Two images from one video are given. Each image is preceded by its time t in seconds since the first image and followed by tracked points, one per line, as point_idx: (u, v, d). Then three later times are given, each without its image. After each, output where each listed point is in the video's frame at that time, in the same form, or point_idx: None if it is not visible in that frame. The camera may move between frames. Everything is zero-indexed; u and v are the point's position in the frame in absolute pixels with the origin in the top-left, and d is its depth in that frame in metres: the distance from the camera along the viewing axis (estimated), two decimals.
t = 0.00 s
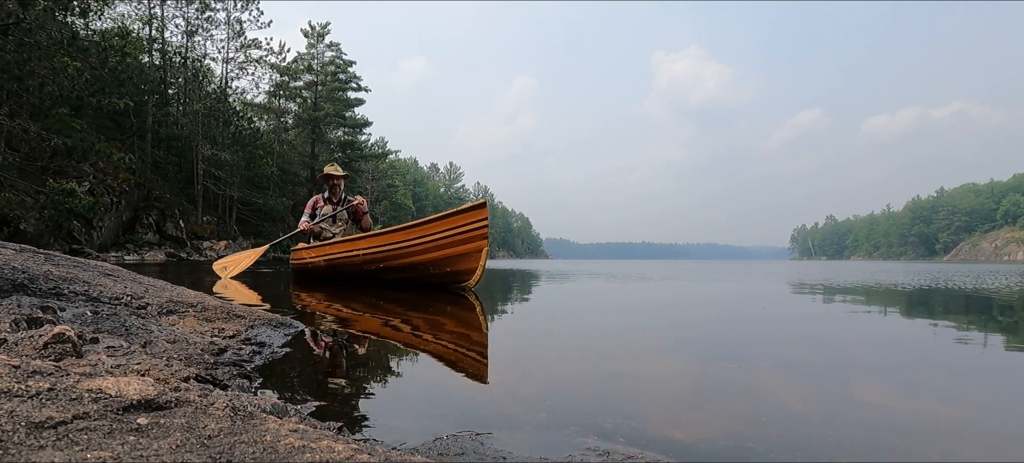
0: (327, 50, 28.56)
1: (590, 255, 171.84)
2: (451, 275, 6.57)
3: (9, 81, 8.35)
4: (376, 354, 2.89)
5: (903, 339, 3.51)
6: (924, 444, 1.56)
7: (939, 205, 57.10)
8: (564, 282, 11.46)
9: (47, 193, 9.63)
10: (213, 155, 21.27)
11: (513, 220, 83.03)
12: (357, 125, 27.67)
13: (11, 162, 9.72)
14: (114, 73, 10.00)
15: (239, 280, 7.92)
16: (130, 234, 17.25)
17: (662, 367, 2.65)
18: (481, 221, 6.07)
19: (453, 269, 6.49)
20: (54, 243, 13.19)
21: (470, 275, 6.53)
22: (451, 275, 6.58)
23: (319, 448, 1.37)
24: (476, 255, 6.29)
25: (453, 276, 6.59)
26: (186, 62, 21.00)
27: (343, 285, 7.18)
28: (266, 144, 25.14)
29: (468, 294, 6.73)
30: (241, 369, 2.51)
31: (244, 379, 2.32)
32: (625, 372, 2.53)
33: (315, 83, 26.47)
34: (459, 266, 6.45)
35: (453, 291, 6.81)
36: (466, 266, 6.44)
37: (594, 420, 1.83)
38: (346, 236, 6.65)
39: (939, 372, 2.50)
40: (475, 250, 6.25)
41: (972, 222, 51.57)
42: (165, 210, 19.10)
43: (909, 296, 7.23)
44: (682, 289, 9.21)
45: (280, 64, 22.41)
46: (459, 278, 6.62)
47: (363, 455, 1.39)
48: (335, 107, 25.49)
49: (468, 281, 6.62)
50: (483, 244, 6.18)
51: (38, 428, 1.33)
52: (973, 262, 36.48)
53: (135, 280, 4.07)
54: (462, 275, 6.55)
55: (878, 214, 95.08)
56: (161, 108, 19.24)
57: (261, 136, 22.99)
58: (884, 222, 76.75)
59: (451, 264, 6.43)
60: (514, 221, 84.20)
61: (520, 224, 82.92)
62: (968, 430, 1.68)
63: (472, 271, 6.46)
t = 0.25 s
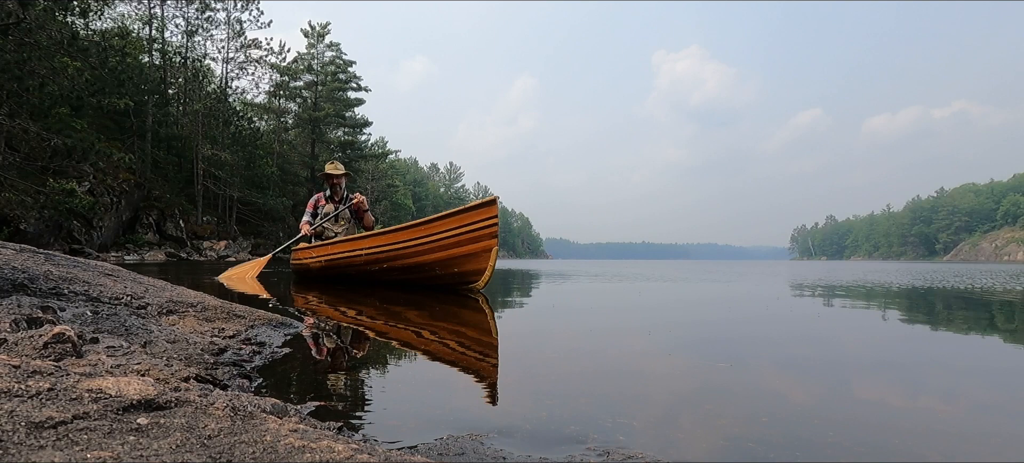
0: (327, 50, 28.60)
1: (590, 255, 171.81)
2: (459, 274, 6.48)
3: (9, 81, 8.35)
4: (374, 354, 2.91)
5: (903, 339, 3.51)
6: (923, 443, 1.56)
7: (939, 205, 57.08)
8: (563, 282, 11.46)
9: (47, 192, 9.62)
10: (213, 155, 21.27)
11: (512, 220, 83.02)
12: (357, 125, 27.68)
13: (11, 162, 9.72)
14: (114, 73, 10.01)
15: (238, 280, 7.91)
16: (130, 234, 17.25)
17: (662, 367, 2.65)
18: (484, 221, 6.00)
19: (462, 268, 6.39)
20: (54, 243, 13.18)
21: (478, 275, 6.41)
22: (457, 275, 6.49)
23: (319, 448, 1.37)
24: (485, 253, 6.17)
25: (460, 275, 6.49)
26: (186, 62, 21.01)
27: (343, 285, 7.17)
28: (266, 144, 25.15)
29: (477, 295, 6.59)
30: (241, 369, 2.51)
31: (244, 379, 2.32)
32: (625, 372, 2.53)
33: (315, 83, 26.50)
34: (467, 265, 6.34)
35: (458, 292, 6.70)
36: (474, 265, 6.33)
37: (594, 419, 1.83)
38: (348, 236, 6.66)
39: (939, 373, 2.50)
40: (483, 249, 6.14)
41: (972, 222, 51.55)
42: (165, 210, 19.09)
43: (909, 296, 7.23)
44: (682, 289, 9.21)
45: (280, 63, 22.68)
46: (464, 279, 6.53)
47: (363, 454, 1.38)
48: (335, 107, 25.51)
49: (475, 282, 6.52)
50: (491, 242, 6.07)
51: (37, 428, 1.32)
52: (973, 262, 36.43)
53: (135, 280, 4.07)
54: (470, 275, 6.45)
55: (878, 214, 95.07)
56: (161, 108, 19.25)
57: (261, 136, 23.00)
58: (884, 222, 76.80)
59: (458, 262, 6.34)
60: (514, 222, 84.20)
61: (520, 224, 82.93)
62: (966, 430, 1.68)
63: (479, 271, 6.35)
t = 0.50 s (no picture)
0: (327, 50, 28.64)
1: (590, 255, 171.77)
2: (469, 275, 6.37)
3: (10, 81, 8.36)
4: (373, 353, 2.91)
5: (904, 339, 3.51)
6: (922, 443, 1.56)
7: (939, 205, 57.06)
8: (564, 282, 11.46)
9: (47, 192, 9.62)
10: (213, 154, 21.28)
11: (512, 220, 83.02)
12: (357, 125, 27.78)
13: (11, 162, 9.73)
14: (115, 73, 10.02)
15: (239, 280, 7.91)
16: (130, 234, 17.26)
17: (663, 367, 2.65)
18: (489, 221, 5.91)
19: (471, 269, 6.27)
20: (54, 243, 13.18)
21: (488, 277, 6.28)
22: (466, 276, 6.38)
23: (319, 448, 1.37)
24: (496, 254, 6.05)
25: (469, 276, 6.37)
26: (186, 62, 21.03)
27: (343, 285, 7.17)
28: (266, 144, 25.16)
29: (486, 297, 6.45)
30: (241, 369, 2.50)
31: (244, 379, 2.32)
32: (626, 373, 2.53)
33: (315, 83, 26.54)
34: (479, 266, 6.21)
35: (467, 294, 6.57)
36: (484, 266, 6.21)
37: (593, 419, 1.83)
38: (350, 235, 6.65)
39: (940, 373, 2.50)
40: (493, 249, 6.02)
41: (972, 222, 51.54)
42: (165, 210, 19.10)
43: (909, 296, 7.22)
44: (682, 289, 9.21)
45: (280, 64, 23.25)
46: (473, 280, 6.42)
47: (363, 455, 1.38)
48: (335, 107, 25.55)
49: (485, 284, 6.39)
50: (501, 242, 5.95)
51: (37, 428, 1.32)
52: (974, 262, 36.41)
53: (135, 280, 4.07)
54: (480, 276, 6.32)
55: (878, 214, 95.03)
56: (161, 108, 19.27)
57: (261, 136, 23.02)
58: (884, 222, 76.78)
59: (467, 262, 6.21)
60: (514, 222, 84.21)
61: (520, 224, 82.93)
62: (967, 430, 1.68)
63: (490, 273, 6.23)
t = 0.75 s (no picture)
0: (327, 50, 28.66)
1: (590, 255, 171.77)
2: (479, 276, 6.22)
3: (9, 80, 8.35)
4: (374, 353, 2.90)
5: (904, 339, 3.52)
6: (921, 443, 1.57)
7: (939, 205, 57.06)
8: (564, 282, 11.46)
9: (47, 192, 9.62)
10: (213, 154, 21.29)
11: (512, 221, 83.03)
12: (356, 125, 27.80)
13: (11, 162, 9.72)
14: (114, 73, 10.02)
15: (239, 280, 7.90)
16: (130, 234, 17.26)
17: (663, 366, 2.65)
18: (495, 220, 5.79)
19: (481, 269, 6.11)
20: (54, 243, 13.17)
21: (498, 277, 6.13)
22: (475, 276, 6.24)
23: (319, 448, 1.37)
24: (507, 253, 5.88)
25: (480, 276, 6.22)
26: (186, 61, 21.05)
27: (343, 285, 7.17)
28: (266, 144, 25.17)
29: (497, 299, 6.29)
30: (241, 369, 2.50)
31: (244, 379, 2.32)
32: (625, 372, 2.53)
33: (315, 83, 26.57)
34: (489, 265, 6.05)
35: (475, 295, 6.42)
36: (495, 266, 6.04)
37: (594, 419, 1.83)
38: (353, 234, 6.64)
39: (940, 373, 2.50)
40: (502, 248, 5.87)
41: (972, 222, 51.51)
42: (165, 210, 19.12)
43: (910, 296, 7.22)
44: (683, 289, 9.21)
45: (280, 64, 23.44)
46: (483, 280, 6.26)
47: (363, 454, 1.38)
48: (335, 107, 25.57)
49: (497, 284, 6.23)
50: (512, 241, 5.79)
51: (37, 428, 1.32)
52: (974, 262, 36.41)
53: (135, 280, 4.06)
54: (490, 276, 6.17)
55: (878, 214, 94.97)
56: (161, 108, 19.28)
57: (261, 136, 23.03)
58: (884, 222, 76.80)
59: (476, 262, 6.07)
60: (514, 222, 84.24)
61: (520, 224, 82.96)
62: (966, 430, 1.68)
63: (501, 273, 6.07)
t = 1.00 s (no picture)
0: (327, 50, 28.69)
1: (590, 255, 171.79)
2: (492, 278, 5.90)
3: (10, 81, 8.35)
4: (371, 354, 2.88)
5: (904, 339, 3.52)
6: (922, 443, 1.57)
7: (939, 205, 57.03)
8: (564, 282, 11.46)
9: (47, 192, 9.62)
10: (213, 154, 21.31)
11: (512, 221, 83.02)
12: (356, 125, 27.81)
13: (11, 162, 9.73)
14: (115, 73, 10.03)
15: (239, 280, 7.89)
16: (130, 234, 17.27)
17: (664, 367, 2.64)
18: (506, 218, 5.48)
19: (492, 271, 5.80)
20: (54, 243, 13.17)
21: (510, 279, 5.78)
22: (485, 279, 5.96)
23: (319, 448, 1.37)
24: (520, 254, 5.57)
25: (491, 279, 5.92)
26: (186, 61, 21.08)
27: (343, 285, 7.16)
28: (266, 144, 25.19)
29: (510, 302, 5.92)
30: (241, 369, 2.50)
31: (244, 379, 2.31)
32: (626, 373, 2.52)
33: (315, 83, 26.60)
34: (501, 267, 5.73)
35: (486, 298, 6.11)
36: (508, 268, 5.72)
37: (594, 419, 1.83)
38: (357, 234, 6.44)
39: (939, 372, 2.51)
40: (514, 249, 5.55)
41: (972, 222, 51.49)
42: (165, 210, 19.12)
43: (909, 296, 7.22)
44: (684, 289, 9.21)
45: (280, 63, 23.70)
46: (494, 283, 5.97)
47: (363, 455, 1.38)
48: (335, 107, 25.60)
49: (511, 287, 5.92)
50: (525, 241, 5.48)
51: (37, 428, 1.32)
52: (974, 263, 36.40)
53: (135, 280, 4.06)
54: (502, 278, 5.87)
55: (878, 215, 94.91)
56: (161, 108, 19.30)
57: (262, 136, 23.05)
58: (883, 222, 76.79)
59: (488, 263, 5.75)
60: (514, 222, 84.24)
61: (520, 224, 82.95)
62: (967, 430, 1.68)
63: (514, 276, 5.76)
